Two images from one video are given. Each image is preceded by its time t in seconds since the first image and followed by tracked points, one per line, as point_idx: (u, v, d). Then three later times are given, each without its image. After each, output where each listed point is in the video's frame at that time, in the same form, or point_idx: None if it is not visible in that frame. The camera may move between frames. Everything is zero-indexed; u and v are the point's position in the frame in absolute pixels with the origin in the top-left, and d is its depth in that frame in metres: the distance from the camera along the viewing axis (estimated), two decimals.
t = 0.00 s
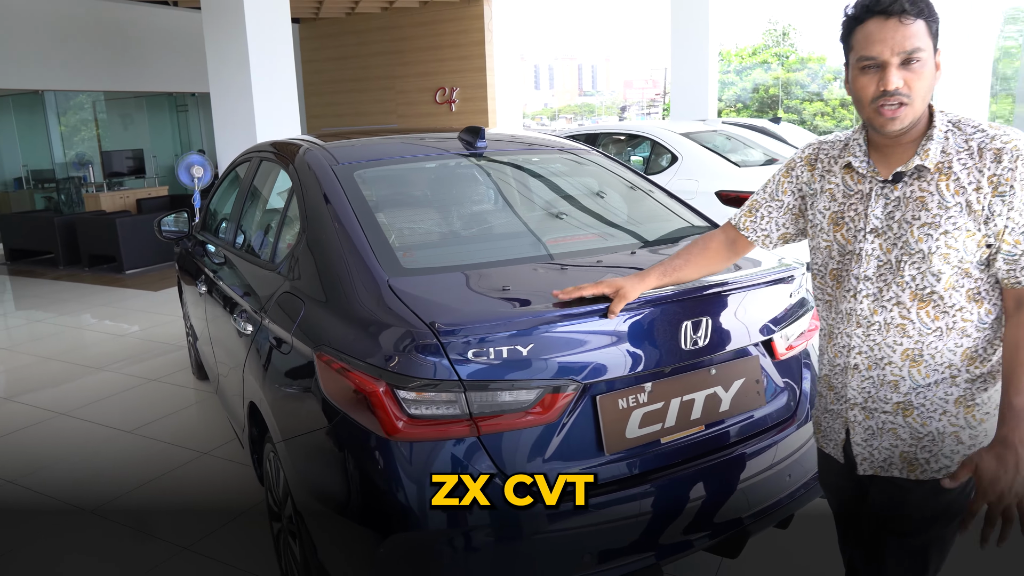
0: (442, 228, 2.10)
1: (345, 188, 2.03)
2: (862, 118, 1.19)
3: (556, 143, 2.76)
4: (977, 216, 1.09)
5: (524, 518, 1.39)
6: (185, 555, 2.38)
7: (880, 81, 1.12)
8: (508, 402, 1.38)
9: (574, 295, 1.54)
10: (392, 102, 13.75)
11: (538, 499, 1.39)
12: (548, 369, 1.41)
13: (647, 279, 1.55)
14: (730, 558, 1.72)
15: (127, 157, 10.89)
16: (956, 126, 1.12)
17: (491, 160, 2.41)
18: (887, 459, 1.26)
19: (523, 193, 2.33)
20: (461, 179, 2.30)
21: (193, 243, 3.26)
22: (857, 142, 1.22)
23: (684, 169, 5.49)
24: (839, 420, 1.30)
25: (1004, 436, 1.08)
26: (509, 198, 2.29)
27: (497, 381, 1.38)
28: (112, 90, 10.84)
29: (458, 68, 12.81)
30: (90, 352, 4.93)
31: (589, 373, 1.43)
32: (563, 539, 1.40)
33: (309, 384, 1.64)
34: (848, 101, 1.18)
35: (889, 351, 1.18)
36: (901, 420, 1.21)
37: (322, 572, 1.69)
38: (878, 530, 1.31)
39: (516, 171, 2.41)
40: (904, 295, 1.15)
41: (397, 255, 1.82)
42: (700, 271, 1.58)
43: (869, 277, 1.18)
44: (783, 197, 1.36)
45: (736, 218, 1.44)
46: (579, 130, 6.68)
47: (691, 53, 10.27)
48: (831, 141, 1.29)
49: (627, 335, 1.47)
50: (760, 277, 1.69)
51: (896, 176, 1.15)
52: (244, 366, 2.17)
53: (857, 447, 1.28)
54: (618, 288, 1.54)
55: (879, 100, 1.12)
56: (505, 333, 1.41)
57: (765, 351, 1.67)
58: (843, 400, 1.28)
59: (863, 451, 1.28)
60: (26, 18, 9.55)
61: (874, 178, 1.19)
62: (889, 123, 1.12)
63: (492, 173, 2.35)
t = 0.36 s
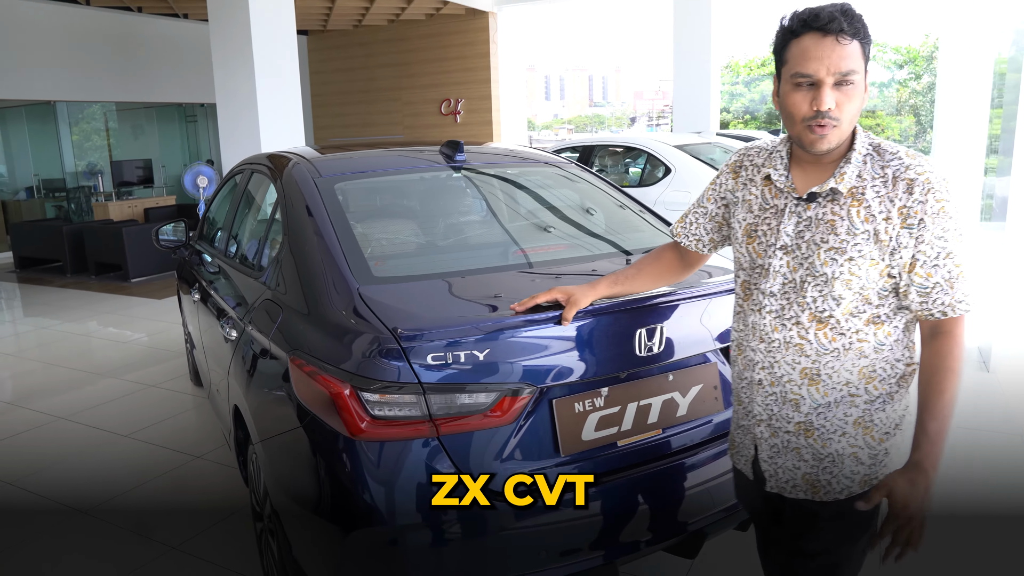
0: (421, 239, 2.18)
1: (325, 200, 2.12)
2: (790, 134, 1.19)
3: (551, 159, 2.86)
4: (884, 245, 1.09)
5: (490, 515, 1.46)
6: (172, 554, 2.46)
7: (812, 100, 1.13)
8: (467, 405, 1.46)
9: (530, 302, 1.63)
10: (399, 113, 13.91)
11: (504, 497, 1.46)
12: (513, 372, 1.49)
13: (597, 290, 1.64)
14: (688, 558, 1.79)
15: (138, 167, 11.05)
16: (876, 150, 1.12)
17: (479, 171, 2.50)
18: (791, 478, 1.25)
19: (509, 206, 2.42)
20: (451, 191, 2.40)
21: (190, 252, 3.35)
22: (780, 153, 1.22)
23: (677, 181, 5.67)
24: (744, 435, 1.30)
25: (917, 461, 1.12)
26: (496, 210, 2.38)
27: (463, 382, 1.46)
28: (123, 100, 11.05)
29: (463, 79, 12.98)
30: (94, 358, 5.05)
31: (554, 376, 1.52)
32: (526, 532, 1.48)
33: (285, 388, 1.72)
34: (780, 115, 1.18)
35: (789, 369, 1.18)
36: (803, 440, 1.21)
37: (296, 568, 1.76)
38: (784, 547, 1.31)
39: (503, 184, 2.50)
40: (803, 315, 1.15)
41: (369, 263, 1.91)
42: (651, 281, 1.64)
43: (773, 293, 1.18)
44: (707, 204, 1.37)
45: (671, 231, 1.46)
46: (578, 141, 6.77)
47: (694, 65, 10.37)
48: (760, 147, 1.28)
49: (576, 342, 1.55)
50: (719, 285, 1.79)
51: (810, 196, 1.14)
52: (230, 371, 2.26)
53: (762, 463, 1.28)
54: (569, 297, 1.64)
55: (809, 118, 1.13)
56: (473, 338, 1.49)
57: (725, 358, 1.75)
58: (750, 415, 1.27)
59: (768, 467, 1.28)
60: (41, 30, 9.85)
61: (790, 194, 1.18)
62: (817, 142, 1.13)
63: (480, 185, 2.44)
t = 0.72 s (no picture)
0: (397, 250, 2.28)
1: (304, 215, 2.21)
2: (729, 148, 1.26)
3: (533, 173, 2.95)
4: (811, 255, 1.17)
5: (460, 509, 1.56)
6: (160, 557, 2.54)
7: (764, 118, 1.20)
8: (432, 406, 1.55)
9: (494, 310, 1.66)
10: (394, 127, 14.02)
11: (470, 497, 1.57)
12: (480, 374, 1.59)
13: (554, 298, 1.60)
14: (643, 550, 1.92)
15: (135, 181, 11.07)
16: (801, 167, 1.22)
17: (459, 183, 2.59)
18: (718, 490, 1.28)
19: (490, 218, 2.51)
20: (431, 203, 2.49)
21: (181, 264, 3.45)
22: (709, 167, 1.31)
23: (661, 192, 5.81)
24: (670, 445, 1.34)
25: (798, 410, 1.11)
26: (476, 222, 2.47)
27: (432, 383, 1.56)
28: (119, 116, 11.12)
29: (456, 93, 13.12)
30: (88, 370, 5.13)
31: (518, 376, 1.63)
32: (491, 528, 1.58)
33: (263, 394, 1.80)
34: (729, 130, 1.24)
35: (718, 376, 1.24)
36: (732, 450, 1.25)
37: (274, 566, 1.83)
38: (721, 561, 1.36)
39: (483, 197, 2.58)
40: (734, 322, 1.22)
41: (342, 274, 2.00)
42: (607, 296, 1.58)
43: (703, 300, 1.25)
44: (648, 221, 1.44)
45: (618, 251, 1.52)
46: (567, 154, 6.87)
47: (685, 78, 10.44)
48: (689, 164, 1.38)
49: (523, 348, 1.64)
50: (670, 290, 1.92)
51: (740, 206, 1.23)
52: (215, 378, 2.35)
53: (690, 474, 1.31)
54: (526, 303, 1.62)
55: (760, 137, 1.20)
56: (442, 342, 1.59)
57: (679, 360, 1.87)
58: (677, 426, 1.32)
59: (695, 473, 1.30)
60: (34, 47, 9.94)
61: (720, 204, 1.27)
62: (764, 161, 1.21)
63: (460, 198, 2.53)
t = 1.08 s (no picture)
0: (389, 261, 2.34)
1: (299, 227, 2.29)
2: (665, 160, 1.37)
3: (525, 186, 3.03)
4: (769, 252, 1.28)
5: (452, 510, 1.62)
6: (161, 561, 2.60)
7: (680, 121, 1.31)
8: (421, 409, 1.62)
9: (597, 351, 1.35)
10: (393, 138, 14.11)
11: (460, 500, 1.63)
12: (469, 379, 1.67)
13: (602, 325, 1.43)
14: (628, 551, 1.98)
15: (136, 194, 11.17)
16: (744, 174, 1.33)
17: (453, 196, 2.67)
18: (688, 492, 1.34)
19: (484, 228, 2.58)
20: (425, 215, 2.56)
21: (181, 275, 3.52)
22: (657, 184, 1.38)
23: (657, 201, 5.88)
24: (638, 452, 1.38)
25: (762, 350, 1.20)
26: (470, 232, 2.54)
27: (424, 388, 1.63)
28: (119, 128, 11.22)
29: (454, 104, 13.23)
30: (90, 381, 5.20)
31: (503, 381, 1.70)
32: (481, 527, 1.64)
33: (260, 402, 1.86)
34: (655, 142, 1.35)
35: (687, 380, 1.31)
36: (701, 453, 1.32)
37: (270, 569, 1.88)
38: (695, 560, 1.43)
39: (477, 209, 2.65)
40: (702, 325, 1.30)
41: (335, 283, 2.08)
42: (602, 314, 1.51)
43: (669, 307, 1.32)
44: (603, 248, 1.46)
45: (573, 284, 1.52)
46: (564, 164, 6.95)
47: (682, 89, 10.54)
48: (632, 187, 1.44)
49: (503, 354, 1.72)
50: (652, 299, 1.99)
51: (697, 214, 1.31)
52: (213, 387, 2.41)
53: (662, 479, 1.36)
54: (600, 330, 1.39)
55: (681, 139, 1.31)
56: (431, 347, 1.66)
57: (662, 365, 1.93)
58: (644, 433, 1.38)
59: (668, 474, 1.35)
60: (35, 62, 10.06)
61: (675, 216, 1.34)
62: (692, 160, 1.31)
63: (454, 210, 2.60)
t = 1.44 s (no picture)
0: (397, 271, 2.39)
1: (308, 238, 2.33)
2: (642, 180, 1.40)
3: (531, 197, 3.07)
4: (750, 258, 1.32)
5: (462, 517, 1.64)
6: (173, 569, 2.63)
7: (642, 149, 1.34)
8: (430, 416, 1.66)
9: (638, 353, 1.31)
10: (400, 150, 14.18)
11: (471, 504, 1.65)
12: (477, 387, 1.71)
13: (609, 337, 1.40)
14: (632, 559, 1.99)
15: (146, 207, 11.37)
16: (718, 182, 1.37)
17: (459, 207, 2.70)
18: (694, 493, 1.39)
19: (490, 239, 2.62)
20: (432, 226, 2.60)
21: (192, 286, 3.57)
22: (639, 196, 1.40)
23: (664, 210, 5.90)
24: (642, 457, 1.44)
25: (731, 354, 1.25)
26: (477, 243, 2.58)
27: (432, 396, 1.67)
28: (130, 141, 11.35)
29: (461, 115, 13.32)
30: (102, 391, 5.25)
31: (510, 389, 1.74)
32: (490, 534, 1.66)
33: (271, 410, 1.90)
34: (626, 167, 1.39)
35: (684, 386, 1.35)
36: (704, 452, 1.37)
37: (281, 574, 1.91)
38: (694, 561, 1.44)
39: (484, 220, 2.69)
40: (695, 332, 1.34)
41: (343, 292, 2.12)
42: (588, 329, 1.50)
43: (662, 317, 1.35)
44: (589, 262, 1.47)
45: (557, 296, 1.52)
46: (570, 174, 7.00)
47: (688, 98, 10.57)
48: (612, 199, 1.45)
49: (509, 362, 1.76)
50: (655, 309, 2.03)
51: (680, 225, 1.35)
52: (225, 396, 2.45)
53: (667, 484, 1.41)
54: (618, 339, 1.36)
55: (646, 165, 1.34)
56: (441, 356, 1.72)
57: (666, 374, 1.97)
58: (646, 438, 1.42)
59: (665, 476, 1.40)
60: (48, 77, 10.22)
61: (659, 227, 1.38)
62: (661, 182, 1.34)
63: (461, 221, 2.64)
